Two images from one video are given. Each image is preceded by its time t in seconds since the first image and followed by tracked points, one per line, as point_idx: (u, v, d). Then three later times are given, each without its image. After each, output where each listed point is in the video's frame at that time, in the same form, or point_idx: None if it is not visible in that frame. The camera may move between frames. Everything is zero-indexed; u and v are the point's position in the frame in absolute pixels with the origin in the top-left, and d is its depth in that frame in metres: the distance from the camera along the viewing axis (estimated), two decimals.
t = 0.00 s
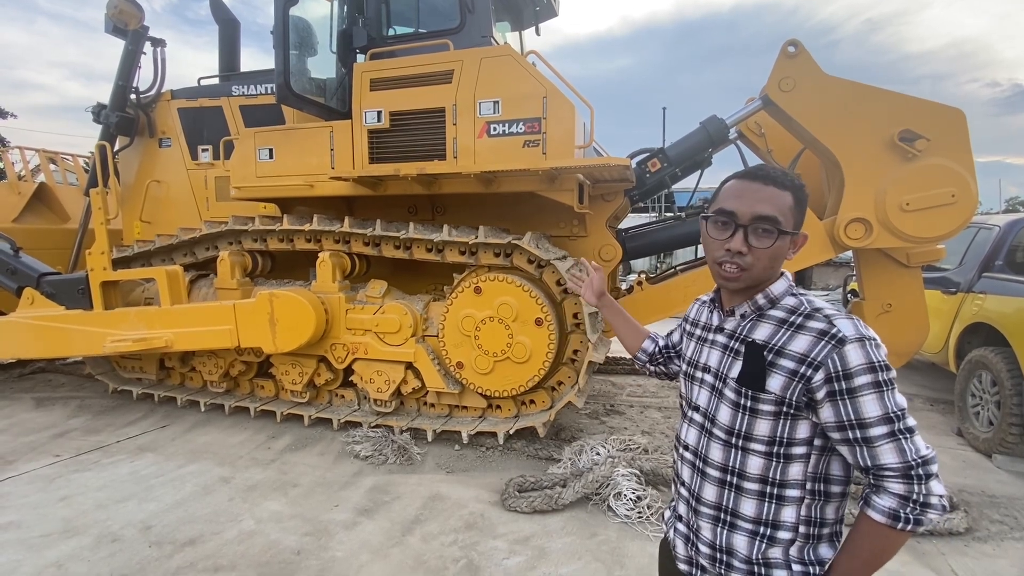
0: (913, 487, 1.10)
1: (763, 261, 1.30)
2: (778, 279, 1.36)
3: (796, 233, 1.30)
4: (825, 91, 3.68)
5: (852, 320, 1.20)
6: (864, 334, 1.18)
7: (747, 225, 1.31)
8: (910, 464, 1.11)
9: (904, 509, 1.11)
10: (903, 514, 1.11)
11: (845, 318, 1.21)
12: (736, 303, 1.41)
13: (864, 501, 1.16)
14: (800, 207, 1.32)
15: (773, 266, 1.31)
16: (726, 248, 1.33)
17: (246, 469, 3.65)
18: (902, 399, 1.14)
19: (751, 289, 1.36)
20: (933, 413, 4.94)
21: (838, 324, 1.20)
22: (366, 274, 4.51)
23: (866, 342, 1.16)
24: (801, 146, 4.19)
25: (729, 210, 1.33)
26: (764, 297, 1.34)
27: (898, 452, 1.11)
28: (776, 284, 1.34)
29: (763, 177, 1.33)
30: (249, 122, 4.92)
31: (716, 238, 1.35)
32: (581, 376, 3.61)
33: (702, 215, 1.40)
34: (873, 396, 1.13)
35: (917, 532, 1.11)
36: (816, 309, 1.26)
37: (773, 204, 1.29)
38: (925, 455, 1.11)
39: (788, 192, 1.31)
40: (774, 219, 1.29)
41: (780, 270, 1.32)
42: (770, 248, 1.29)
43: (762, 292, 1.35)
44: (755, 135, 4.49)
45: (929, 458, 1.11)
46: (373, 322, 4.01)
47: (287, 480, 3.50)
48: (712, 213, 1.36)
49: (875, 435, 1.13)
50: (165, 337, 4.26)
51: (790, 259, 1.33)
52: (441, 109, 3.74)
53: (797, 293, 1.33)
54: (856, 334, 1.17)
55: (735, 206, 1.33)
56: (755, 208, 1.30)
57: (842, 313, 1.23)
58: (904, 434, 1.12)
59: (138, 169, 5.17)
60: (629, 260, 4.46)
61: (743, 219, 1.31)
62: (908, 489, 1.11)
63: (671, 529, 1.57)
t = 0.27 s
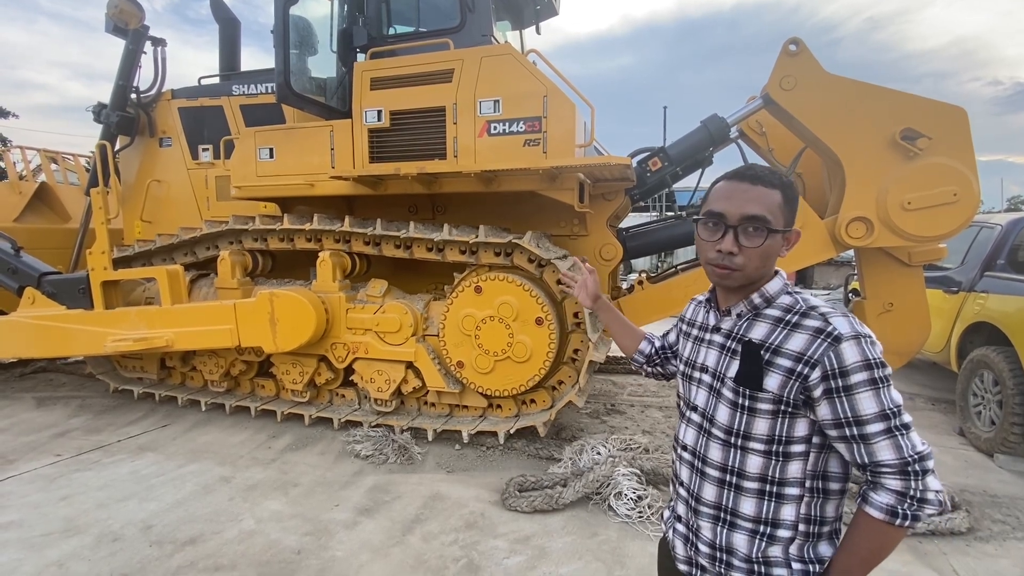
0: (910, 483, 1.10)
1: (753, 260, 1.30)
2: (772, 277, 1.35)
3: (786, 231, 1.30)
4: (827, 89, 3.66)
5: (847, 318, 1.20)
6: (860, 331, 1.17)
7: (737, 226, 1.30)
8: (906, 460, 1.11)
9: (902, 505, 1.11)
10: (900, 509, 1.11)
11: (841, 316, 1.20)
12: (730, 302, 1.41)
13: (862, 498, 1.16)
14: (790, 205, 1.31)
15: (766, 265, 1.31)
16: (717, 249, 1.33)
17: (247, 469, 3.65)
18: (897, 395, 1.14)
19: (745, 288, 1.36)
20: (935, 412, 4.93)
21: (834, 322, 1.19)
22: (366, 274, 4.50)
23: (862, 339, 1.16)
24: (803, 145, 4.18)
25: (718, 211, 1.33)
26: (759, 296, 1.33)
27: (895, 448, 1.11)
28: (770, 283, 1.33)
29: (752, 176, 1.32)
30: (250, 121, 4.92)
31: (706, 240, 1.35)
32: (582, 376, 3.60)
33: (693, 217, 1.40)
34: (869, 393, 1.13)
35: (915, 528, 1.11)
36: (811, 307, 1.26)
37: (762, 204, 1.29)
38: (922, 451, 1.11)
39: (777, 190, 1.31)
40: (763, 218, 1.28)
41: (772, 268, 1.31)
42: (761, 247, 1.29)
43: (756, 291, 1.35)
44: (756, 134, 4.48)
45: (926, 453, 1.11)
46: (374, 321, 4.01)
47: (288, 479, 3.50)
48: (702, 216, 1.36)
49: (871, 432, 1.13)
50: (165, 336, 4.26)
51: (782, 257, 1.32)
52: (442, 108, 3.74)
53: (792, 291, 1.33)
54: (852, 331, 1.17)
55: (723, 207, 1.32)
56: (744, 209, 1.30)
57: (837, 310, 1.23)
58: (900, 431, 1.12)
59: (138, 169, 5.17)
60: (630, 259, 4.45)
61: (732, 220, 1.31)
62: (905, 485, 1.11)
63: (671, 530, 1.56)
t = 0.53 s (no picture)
0: (906, 480, 1.10)
1: (752, 259, 1.29)
2: (768, 276, 1.34)
3: (785, 229, 1.29)
4: (828, 88, 3.65)
5: (843, 316, 1.20)
6: (856, 330, 1.17)
7: (736, 224, 1.30)
8: (902, 457, 1.11)
9: (898, 502, 1.11)
10: (896, 506, 1.11)
11: (837, 314, 1.20)
12: (726, 301, 1.40)
13: (858, 495, 1.16)
14: (788, 204, 1.30)
15: (764, 263, 1.30)
16: (716, 247, 1.32)
17: (248, 468, 3.65)
18: (893, 393, 1.14)
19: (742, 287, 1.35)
20: (937, 411, 4.91)
21: (830, 320, 1.19)
22: (367, 273, 4.51)
23: (858, 337, 1.16)
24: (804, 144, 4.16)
25: (717, 209, 1.32)
26: (756, 295, 1.33)
27: (891, 446, 1.11)
28: (766, 282, 1.33)
29: (751, 175, 1.31)
30: (251, 120, 4.92)
31: (705, 237, 1.35)
32: (582, 375, 3.60)
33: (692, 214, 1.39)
34: (865, 391, 1.13)
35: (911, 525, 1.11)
36: (807, 306, 1.26)
37: (762, 203, 1.28)
38: (917, 448, 1.11)
39: (776, 190, 1.30)
40: (763, 216, 1.28)
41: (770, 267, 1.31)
42: (760, 245, 1.28)
43: (752, 289, 1.34)
44: (757, 133, 4.47)
45: (921, 450, 1.11)
46: (374, 320, 4.01)
47: (289, 478, 3.51)
48: (701, 213, 1.35)
49: (868, 430, 1.13)
50: (166, 335, 4.26)
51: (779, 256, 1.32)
52: (443, 107, 3.73)
53: (788, 290, 1.33)
54: (848, 329, 1.17)
55: (723, 205, 1.32)
56: (744, 207, 1.29)
57: (833, 308, 1.23)
58: (896, 428, 1.12)
59: (140, 168, 5.18)
60: (631, 258, 4.45)
61: (731, 218, 1.30)
62: (901, 482, 1.11)
63: (668, 529, 1.56)
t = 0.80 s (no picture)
0: (905, 480, 1.10)
1: (737, 257, 1.29)
2: (769, 275, 1.33)
3: (772, 226, 1.28)
4: (830, 86, 3.64)
5: (844, 315, 1.19)
6: (856, 329, 1.17)
7: (717, 223, 1.30)
8: (902, 457, 1.10)
9: (897, 502, 1.11)
10: (895, 506, 1.11)
11: (838, 313, 1.20)
12: (727, 300, 1.39)
13: (857, 495, 1.16)
14: (776, 200, 1.29)
15: (752, 260, 1.29)
16: (701, 247, 1.33)
17: (249, 466, 3.66)
18: (894, 393, 1.14)
19: (737, 286, 1.35)
20: (939, 411, 4.90)
21: (830, 319, 1.19)
22: (368, 272, 4.51)
23: (859, 337, 1.16)
24: (807, 143, 4.15)
25: (701, 209, 1.33)
26: (757, 292, 1.32)
27: (891, 446, 1.11)
28: (767, 280, 1.32)
29: (734, 174, 1.31)
30: (252, 119, 4.92)
31: (692, 239, 1.36)
32: (583, 374, 3.60)
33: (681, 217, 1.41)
34: (865, 390, 1.13)
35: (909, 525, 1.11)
36: (808, 305, 1.25)
37: (743, 200, 1.29)
38: (917, 448, 1.11)
39: (762, 186, 1.29)
40: (744, 213, 1.28)
41: (760, 264, 1.29)
42: (743, 243, 1.28)
43: (753, 287, 1.33)
44: (759, 131, 4.46)
45: (921, 450, 1.11)
46: (376, 319, 4.01)
47: (290, 476, 3.51)
48: (688, 214, 1.37)
49: (867, 430, 1.12)
50: (168, 334, 4.27)
51: (771, 253, 1.30)
52: (444, 105, 3.73)
53: (789, 288, 1.32)
54: (848, 329, 1.16)
55: (706, 205, 1.32)
56: (724, 206, 1.30)
57: (834, 307, 1.22)
58: (896, 428, 1.12)
59: (142, 167, 5.19)
60: (632, 257, 4.44)
61: (713, 218, 1.31)
62: (900, 482, 1.10)
63: (665, 527, 1.55)
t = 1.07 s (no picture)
0: (900, 487, 1.10)
1: (685, 252, 1.42)
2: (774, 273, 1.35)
3: (714, 224, 1.36)
4: (833, 84, 3.63)
5: (840, 318, 1.19)
6: (851, 332, 1.16)
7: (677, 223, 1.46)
8: (897, 463, 1.10)
9: (892, 509, 1.10)
10: (889, 512, 1.11)
11: (833, 315, 1.19)
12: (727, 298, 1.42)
13: (852, 499, 1.16)
14: (726, 198, 1.35)
15: (699, 255, 1.39)
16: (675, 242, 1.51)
17: (251, 463, 3.68)
18: (890, 399, 1.13)
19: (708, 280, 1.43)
20: (941, 410, 4.89)
21: (825, 321, 1.19)
22: (370, 270, 4.52)
23: (853, 340, 1.15)
24: (809, 141, 4.15)
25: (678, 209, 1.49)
26: (755, 291, 1.32)
27: (885, 452, 1.10)
28: (767, 279, 1.32)
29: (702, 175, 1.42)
30: (254, 117, 4.93)
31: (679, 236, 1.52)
32: (584, 372, 3.61)
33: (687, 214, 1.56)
34: (859, 395, 1.12)
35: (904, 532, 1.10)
36: (806, 305, 1.25)
37: (693, 201, 1.40)
38: (914, 455, 1.10)
39: (714, 185, 1.37)
40: (689, 212, 1.41)
41: (704, 260, 1.38)
42: (688, 239, 1.41)
43: (752, 286, 1.34)
44: (761, 129, 4.45)
45: (918, 457, 1.10)
46: (377, 317, 4.03)
47: (292, 473, 3.53)
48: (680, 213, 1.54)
49: (860, 435, 1.12)
50: (171, 331, 4.29)
51: (718, 250, 1.36)
52: (446, 104, 3.73)
53: (790, 287, 1.32)
54: (843, 331, 1.16)
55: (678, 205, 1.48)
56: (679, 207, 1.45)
57: (831, 309, 1.22)
58: (891, 434, 1.11)
59: (145, 165, 5.21)
60: (633, 255, 4.44)
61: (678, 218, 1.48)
62: (895, 489, 1.10)
63: (662, 521, 1.57)
